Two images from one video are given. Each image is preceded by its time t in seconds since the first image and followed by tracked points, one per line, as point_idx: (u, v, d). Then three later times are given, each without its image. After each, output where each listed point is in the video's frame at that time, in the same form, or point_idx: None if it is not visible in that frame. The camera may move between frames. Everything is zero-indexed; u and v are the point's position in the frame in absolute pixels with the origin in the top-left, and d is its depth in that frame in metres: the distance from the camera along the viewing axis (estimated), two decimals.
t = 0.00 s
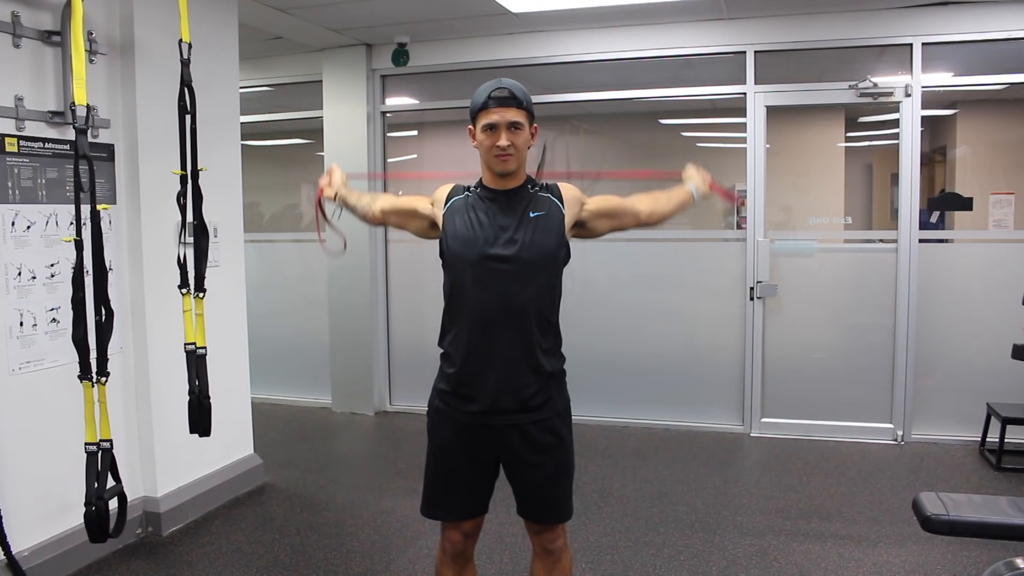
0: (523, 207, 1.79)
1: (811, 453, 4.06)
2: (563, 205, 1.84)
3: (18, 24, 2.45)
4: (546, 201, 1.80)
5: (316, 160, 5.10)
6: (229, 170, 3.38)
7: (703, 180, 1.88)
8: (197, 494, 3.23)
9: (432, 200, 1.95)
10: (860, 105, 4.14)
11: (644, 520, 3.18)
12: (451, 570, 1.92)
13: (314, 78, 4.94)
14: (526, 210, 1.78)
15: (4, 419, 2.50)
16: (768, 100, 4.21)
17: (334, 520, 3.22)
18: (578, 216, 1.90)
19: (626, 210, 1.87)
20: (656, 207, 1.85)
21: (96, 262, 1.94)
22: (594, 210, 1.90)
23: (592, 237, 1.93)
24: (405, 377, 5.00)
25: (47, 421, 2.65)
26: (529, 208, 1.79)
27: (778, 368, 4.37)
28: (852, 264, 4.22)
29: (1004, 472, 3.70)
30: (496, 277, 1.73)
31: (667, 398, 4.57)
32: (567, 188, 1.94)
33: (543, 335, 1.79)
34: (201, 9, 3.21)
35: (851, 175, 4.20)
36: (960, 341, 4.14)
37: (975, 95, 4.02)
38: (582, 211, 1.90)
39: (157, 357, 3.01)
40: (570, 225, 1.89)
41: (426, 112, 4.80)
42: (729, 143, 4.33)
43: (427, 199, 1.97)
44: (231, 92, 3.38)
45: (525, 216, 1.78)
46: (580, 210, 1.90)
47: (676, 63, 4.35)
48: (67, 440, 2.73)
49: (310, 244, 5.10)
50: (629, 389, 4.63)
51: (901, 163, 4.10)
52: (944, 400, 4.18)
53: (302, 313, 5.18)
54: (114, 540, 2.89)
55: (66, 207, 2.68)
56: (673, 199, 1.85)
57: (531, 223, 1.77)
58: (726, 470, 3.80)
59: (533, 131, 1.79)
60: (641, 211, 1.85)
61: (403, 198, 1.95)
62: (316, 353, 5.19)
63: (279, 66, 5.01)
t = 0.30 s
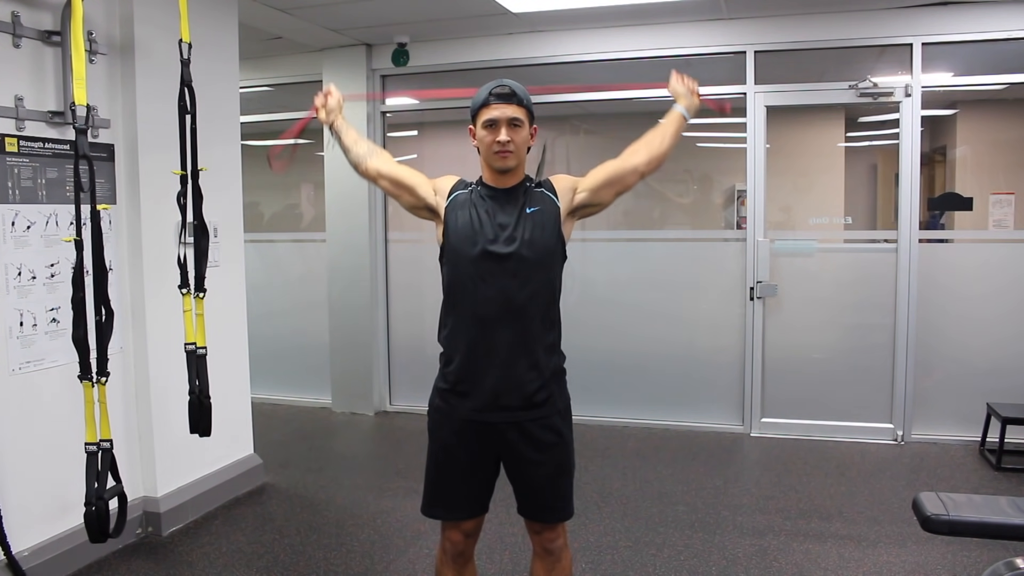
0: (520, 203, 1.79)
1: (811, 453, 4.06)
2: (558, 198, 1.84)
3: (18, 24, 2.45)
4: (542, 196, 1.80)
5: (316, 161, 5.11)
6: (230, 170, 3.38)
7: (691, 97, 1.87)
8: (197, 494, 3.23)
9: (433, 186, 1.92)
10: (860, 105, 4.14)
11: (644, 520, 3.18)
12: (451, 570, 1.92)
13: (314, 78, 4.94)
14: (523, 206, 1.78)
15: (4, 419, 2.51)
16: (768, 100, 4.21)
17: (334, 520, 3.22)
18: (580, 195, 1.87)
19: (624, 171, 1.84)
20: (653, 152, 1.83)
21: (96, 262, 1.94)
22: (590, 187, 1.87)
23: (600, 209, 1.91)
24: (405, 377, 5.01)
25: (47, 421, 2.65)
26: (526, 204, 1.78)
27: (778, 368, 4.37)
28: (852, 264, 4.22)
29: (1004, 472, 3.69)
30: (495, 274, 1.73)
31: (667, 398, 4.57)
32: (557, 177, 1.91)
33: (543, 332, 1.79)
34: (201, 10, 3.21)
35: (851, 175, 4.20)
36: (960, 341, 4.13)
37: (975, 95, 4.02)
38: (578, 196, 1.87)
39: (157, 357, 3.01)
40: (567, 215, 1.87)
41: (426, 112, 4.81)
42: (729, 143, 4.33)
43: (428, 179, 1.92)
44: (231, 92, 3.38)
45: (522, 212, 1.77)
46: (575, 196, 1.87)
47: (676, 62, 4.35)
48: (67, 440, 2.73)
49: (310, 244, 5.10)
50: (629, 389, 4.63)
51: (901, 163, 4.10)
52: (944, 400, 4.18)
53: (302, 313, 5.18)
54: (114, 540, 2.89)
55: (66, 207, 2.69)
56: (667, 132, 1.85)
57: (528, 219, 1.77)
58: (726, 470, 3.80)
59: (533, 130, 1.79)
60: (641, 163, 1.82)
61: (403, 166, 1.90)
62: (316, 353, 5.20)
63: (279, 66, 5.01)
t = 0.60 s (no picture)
0: (517, 201, 1.78)
1: (811, 453, 4.06)
2: (551, 193, 1.82)
3: (18, 23, 2.45)
4: (538, 194, 1.79)
5: (316, 160, 5.10)
6: (230, 170, 3.38)
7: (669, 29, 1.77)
8: (197, 494, 3.23)
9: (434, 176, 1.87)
10: (860, 105, 4.13)
11: (644, 520, 3.18)
12: (451, 569, 1.92)
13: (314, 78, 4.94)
14: (519, 204, 1.78)
15: (5, 420, 2.51)
16: (768, 100, 4.21)
17: (334, 520, 3.22)
18: (575, 180, 1.86)
19: (613, 141, 1.82)
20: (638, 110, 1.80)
21: (96, 261, 1.94)
22: (583, 170, 1.86)
23: (596, 185, 1.90)
24: (405, 377, 5.01)
25: (47, 421, 2.65)
26: (522, 203, 1.78)
27: (778, 367, 4.37)
28: (852, 264, 4.22)
29: (1004, 472, 3.69)
30: (494, 273, 1.73)
31: (667, 397, 4.57)
32: (548, 170, 1.89)
33: (542, 330, 1.79)
34: (201, 10, 3.21)
35: (852, 175, 4.20)
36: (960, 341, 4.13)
37: (975, 95, 4.02)
38: (571, 182, 1.86)
39: (157, 358, 3.01)
40: (563, 207, 1.86)
41: (426, 112, 4.81)
42: (728, 143, 4.34)
43: (429, 161, 1.88)
44: (231, 92, 3.38)
45: (519, 210, 1.77)
46: (569, 185, 1.86)
47: (676, 62, 4.35)
48: (67, 440, 2.73)
49: (310, 244, 5.10)
50: (629, 388, 4.63)
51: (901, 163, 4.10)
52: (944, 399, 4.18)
53: (302, 312, 5.18)
54: (114, 540, 2.89)
55: (66, 207, 2.69)
56: (650, 80, 1.81)
57: (524, 218, 1.76)
58: (726, 470, 3.80)
59: (531, 130, 1.80)
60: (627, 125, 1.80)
61: (402, 135, 1.85)
62: (316, 353, 5.19)
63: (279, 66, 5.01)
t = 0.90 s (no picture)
0: (517, 207, 1.78)
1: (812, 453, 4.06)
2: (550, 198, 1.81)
3: (18, 23, 2.45)
4: (536, 200, 1.79)
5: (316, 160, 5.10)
6: (230, 170, 3.38)
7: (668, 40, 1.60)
8: (197, 494, 3.23)
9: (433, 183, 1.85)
10: (860, 105, 4.13)
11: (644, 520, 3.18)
12: (451, 569, 1.92)
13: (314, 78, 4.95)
14: (519, 210, 1.77)
15: (5, 420, 2.51)
16: (768, 100, 4.21)
17: (334, 520, 3.22)
18: (572, 192, 1.83)
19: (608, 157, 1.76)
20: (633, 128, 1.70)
21: (96, 261, 1.94)
22: (580, 183, 1.82)
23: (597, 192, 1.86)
24: (405, 377, 5.00)
25: (47, 421, 2.65)
26: (522, 208, 1.77)
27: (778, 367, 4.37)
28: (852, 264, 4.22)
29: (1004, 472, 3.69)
30: (493, 277, 1.73)
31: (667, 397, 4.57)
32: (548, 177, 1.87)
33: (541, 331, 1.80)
34: (202, 10, 3.21)
35: (852, 175, 4.20)
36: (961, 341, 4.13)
37: (975, 95, 4.02)
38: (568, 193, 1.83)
39: (157, 358, 3.02)
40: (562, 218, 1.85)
41: (426, 112, 4.81)
42: (729, 143, 4.33)
43: (423, 169, 1.84)
44: (232, 92, 3.38)
45: (519, 215, 1.76)
46: (565, 196, 1.84)
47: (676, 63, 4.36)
48: (67, 440, 2.73)
49: (310, 244, 5.10)
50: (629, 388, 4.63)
51: (901, 163, 4.10)
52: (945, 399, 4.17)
53: (302, 312, 5.18)
54: (114, 540, 2.89)
55: (66, 207, 2.69)
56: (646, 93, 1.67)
57: (524, 223, 1.75)
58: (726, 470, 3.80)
59: (530, 132, 1.80)
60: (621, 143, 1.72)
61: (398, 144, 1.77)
62: (316, 353, 5.20)
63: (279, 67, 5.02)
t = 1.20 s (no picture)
0: (523, 212, 1.71)
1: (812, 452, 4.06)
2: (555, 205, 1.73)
3: (18, 24, 2.45)
4: (542, 207, 1.72)
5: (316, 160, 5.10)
6: (230, 170, 3.38)
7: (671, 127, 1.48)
8: (197, 494, 3.23)
9: (429, 201, 1.75)
10: (860, 105, 4.13)
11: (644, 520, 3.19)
12: (451, 568, 1.92)
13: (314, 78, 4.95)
14: (525, 216, 1.71)
15: (4, 420, 2.51)
16: (768, 100, 4.21)
17: (334, 520, 3.22)
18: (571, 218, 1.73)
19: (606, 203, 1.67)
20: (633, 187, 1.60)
21: (96, 262, 1.93)
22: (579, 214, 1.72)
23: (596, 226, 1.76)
24: (405, 377, 5.00)
25: (47, 421, 2.65)
26: (528, 214, 1.71)
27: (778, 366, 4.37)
28: (852, 264, 4.23)
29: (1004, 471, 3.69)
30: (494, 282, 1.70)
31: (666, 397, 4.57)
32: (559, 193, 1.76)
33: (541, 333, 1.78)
34: (202, 11, 3.22)
35: (852, 175, 4.19)
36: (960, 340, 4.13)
37: (975, 95, 4.02)
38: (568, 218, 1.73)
39: (157, 358, 3.02)
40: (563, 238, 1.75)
41: (426, 112, 4.81)
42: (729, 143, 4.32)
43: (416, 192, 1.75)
44: (232, 92, 3.38)
45: (524, 221, 1.70)
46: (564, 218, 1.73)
47: (676, 63, 4.36)
48: (67, 440, 2.73)
49: (310, 244, 5.10)
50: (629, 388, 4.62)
51: (900, 163, 4.10)
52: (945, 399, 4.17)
53: (302, 312, 5.18)
54: (115, 540, 2.89)
55: (66, 207, 2.69)
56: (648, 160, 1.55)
57: (529, 231, 1.70)
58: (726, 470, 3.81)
59: (530, 133, 1.77)
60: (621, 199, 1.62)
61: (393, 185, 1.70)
62: (316, 353, 5.20)
63: (280, 67, 5.02)
